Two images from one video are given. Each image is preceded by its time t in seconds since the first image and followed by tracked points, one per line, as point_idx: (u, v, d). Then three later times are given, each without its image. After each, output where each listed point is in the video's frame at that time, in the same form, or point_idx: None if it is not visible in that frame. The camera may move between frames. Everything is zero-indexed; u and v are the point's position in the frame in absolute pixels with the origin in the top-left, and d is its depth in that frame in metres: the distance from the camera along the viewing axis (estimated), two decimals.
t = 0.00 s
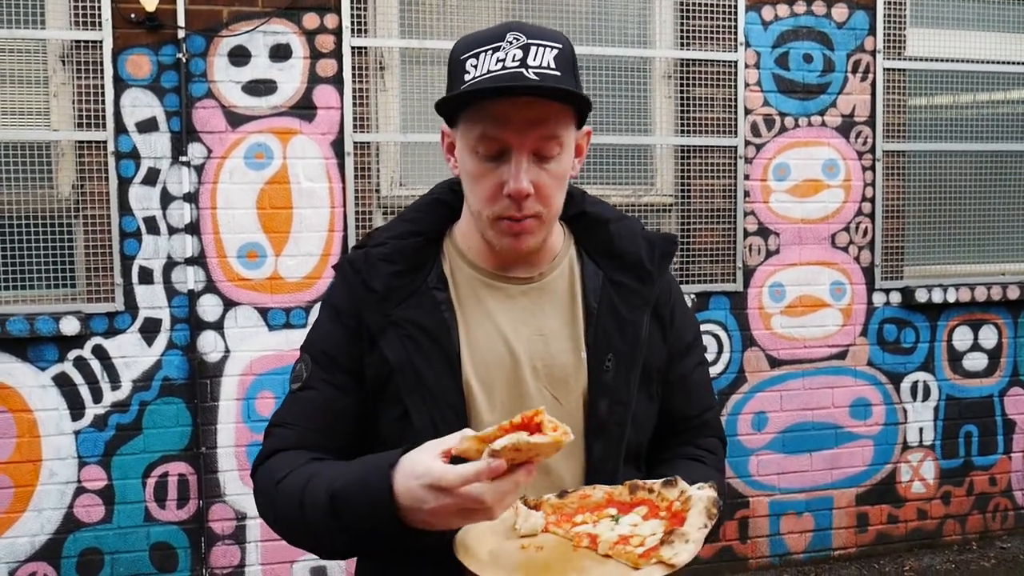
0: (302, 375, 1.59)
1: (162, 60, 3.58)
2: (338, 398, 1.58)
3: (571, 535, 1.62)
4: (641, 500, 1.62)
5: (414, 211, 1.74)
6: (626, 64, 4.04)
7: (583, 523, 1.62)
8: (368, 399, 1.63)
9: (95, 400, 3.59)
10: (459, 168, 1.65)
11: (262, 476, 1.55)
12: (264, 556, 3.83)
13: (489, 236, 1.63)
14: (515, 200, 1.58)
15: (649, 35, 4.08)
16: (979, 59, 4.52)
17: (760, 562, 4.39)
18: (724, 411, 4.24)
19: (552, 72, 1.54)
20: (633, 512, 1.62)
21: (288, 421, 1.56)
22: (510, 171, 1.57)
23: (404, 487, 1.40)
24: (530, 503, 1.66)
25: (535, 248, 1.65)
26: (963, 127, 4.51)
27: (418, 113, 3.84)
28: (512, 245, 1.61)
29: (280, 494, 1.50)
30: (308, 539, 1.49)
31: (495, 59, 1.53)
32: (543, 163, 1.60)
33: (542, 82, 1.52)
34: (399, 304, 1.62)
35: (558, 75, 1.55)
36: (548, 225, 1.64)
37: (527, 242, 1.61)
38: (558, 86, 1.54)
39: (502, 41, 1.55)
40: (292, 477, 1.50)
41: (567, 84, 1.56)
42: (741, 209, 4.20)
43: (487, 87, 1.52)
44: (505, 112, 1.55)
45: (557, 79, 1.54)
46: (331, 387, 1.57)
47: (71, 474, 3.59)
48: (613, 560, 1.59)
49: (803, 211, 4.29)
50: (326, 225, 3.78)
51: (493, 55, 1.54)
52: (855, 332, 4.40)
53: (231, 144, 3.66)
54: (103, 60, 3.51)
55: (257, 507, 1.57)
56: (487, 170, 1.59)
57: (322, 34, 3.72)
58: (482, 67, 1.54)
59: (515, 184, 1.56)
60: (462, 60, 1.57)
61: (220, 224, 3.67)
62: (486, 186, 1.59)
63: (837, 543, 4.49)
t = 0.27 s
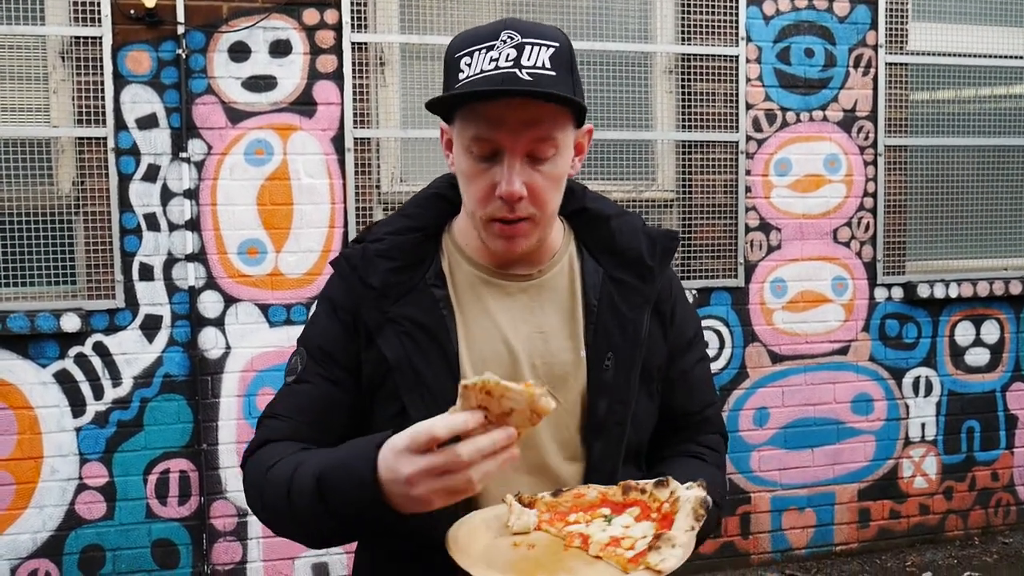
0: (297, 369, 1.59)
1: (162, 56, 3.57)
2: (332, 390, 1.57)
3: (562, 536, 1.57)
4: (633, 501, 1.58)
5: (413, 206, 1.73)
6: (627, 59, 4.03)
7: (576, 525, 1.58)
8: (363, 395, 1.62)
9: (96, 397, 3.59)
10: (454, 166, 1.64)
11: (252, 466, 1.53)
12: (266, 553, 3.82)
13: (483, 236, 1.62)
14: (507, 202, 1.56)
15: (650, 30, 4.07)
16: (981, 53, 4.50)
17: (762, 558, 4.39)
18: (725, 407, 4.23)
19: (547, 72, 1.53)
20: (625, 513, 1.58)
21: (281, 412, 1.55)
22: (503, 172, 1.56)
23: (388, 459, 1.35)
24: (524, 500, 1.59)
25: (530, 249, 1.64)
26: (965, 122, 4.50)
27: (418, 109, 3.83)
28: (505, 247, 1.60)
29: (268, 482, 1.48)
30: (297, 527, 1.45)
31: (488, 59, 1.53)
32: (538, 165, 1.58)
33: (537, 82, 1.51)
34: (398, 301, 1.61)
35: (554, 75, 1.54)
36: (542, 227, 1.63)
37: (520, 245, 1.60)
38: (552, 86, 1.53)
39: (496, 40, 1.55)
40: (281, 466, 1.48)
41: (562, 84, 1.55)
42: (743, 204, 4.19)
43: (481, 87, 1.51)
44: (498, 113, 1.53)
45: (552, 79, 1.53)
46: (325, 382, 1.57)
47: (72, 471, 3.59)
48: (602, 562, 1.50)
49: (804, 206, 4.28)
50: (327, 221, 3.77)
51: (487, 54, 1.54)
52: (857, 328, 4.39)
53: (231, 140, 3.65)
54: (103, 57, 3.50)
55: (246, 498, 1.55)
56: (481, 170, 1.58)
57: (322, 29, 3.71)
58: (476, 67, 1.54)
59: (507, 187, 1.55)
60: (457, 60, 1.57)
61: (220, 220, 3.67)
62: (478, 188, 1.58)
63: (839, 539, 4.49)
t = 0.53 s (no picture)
0: (291, 358, 1.59)
1: (158, 51, 3.55)
2: (328, 381, 1.57)
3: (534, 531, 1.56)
4: (609, 503, 1.57)
5: (409, 199, 1.70)
6: (626, 53, 4.01)
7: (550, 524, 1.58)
8: (358, 384, 1.61)
9: (95, 394, 3.58)
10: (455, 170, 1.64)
11: (246, 447, 1.51)
12: (267, 549, 3.82)
13: (480, 243, 1.61)
14: (505, 212, 1.55)
15: (648, 24, 4.06)
16: (980, 45, 4.49)
17: (762, 551, 4.39)
18: (725, 400, 4.23)
19: (555, 81, 1.51)
20: (599, 515, 1.58)
21: (274, 400, 1.53)
22: (502, 181, 1.55)
23: (385, 410, 1.30)
24: (502, 495, 1.59)
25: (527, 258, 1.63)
26: (964, 114, 4.49)
27: (417, 104, 3.82)
28: (501, 255, 1.59)
29: (262, 459, 1.45)
30: (296, 499, 1.42)
31: (495, 64, 1.51)
32: (538, 176, 1.57)
33: (544, 92, 1.49)
34: (395, 296, 1.61)
35: (562, 84, 1.52)
36: (540, 237, 1.62)
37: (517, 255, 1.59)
38: (559, 96, 1.51)
39: (505, 44, 1.52)
40: (277, 442, 1.46)
41: (569, 95, 1.53)
42: (742, 198, 4.18)
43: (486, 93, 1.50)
44: (501, 123, 1.52)
45: (560, 89, 1.51)
46: (322, 373, 1.56)
47: (72, 468, 3.58)
48: (566, 563, 1.49)
49: (803, 199, 4.27)
50: (325, 217, 3.76)
51: (495, 58, 1.52)
52: (857, 321, 4.39)
53: (228, 136, 3.64)
54: (99, 53, 3.49)
55: (237, 484, 1.52)
56: (481, 177, 1.57)
57: (319, 24, 3.70)
58: (483, 70, 1.51)
59: (506, 197, 1.54)
60: (464, 60, 1.55)
61: (218, 216, 3.66)
62: (477, 194, 1.57)
63: (838, 531, 4.49)
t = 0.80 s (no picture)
0: (287, 345, 1.56)
1: (156, 48, 3.55)
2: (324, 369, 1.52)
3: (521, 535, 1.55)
4: (596, 511, 1.56)
5: (409, 194, 1.62)
6: (625, 50, 4.02)
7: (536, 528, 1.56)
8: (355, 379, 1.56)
9: (93, 391, 3.58)
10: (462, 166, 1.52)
11: (236, 426, 1.44)
12: (265, 546, 3.82)
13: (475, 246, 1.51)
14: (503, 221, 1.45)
15: (646, 20, 4.05)
16: (979, 42, 4.48)
17: (760, 548, 4.40)
18: (723, 398, 4.23)
19: (580, 95, 1.42)
20: (585, 522, 1.56)
21: (265, 383, 1.49)
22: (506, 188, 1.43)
23: (397, 343, 1.30)
24: (492, 497, 1.56)
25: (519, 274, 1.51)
26: (963, 111, 4.49)
27: (415, 100, 3.81)
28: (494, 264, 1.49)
29: (258, 431, 1.39)
30: (301, 454, 1.34)
31: (522, 66, 1.42)
32: (545, 191, 1.45)
33: (567, 103, 1.40)
34: (394, 296, 1.53)
35: (586, 100, 1.43)
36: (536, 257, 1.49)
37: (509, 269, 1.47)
38: (582, 111, 1.41)
39: (535, 49, 1.45)
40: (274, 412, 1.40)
41: (593, 112, 1.43)
42: (740, 195, 4.18)
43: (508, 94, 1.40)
44: (518, 127, 1.41)
45: (584, 104, 1.42)
46: (317, 362, 1.52)
47: (69, 465, 3.58)
48: (549, 569, 1.49)
49: (801, 196, 4.27)
50: (323, 214, 3.76)
51: (522, 61, 1.43)
52: (854, 318, 4.39)
53: (225, 133, 3.64)
54: (97, 49, 3.48)
55: (226, 464, 1.44)
56: (485, 179, 1.45)
57: (317, 20, 3.69)
58: (508, 71, 1.42)
59: (507, 206, 1.43)
60: (491, 60, 1.47)
61: (216, 213, 3.65)
62: (477, 195, 1.47)
63: (836, 528, 4.50)
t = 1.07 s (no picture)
0: (291, 343, 1.53)
1: (156, 47, 3.55)
2: (329, 369, 1.51)
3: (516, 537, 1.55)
4: (591, 515, 1.55)
5: (417, 193, 1.61)
6: (624, 49, 4.03)
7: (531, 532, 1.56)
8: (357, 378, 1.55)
9: (94, 390, 3.59)
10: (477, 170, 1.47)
11: (240, 426, 1.43)
12: (265, 545, 3.83)
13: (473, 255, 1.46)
14: (497, 240, 1.39)
15: (647, 20, 4.05)
16: (979, 42, 4.49)
17: (760, 548, 4.40)
18: (723, 398, 4.23)
19: (601, 134, 1.36)
20: (580, 526, 1.56)
21: (269, 381, 1.49)
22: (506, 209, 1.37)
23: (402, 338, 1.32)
24: (488, 500, 1.55)
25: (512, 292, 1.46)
26: (963, 111, 4.49)
27: (415, 100, 3.82)
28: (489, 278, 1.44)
29: (264, 429, 1.37)
30: (313, 451, 1.33)
31: (550, 92, 1.36)
32: (545, 221, 1.37)
33: (584, 141, 1.34)
34: (402, 297, 1.52)
35: (606, 140, 1.36)
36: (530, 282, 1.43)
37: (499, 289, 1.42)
38: (598, 151, 1.35)
39: (567, 77, 1.38)
40: (281, 409, 1.38)
41: (610, 154, 1.37)
42: (740, 195, 4.19)
43: (529, 117, 1.34)
44: (530, 151, 1.33)
45: (603, 144, 1.36)
46: (323, 362, 1.51)
47: (70, 464, 3.59)
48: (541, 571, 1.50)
49: (801, 196, 4.27)
50: (323, 214, 3.76)
51: (552, 87, 1.37)
52: (854, 318, 4.39)
53: (226, 133, 3.64)
54: (98, 49, 3.49)
55: (232, 465, 1.43)
56: (491, 194, 1.39)
57: (318, 20, 3.70)
58: (535, 94, 1.37)
59: (503, 227, 1.37)
60: (523, 76, 1.41)
61: (217, 213, 3.66)
62: (481, 206, 1.41)
63: (836, 528, 4.50)
